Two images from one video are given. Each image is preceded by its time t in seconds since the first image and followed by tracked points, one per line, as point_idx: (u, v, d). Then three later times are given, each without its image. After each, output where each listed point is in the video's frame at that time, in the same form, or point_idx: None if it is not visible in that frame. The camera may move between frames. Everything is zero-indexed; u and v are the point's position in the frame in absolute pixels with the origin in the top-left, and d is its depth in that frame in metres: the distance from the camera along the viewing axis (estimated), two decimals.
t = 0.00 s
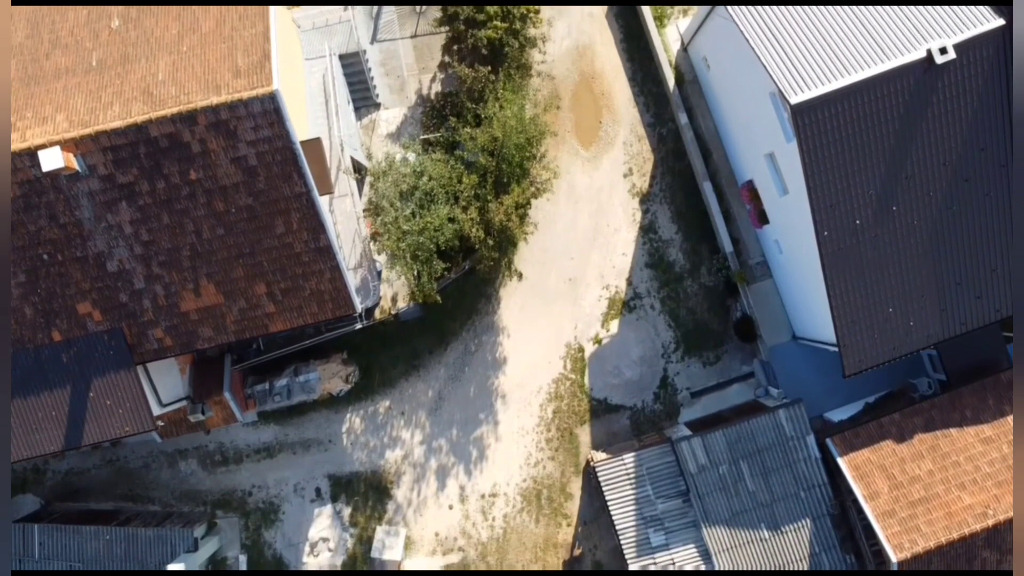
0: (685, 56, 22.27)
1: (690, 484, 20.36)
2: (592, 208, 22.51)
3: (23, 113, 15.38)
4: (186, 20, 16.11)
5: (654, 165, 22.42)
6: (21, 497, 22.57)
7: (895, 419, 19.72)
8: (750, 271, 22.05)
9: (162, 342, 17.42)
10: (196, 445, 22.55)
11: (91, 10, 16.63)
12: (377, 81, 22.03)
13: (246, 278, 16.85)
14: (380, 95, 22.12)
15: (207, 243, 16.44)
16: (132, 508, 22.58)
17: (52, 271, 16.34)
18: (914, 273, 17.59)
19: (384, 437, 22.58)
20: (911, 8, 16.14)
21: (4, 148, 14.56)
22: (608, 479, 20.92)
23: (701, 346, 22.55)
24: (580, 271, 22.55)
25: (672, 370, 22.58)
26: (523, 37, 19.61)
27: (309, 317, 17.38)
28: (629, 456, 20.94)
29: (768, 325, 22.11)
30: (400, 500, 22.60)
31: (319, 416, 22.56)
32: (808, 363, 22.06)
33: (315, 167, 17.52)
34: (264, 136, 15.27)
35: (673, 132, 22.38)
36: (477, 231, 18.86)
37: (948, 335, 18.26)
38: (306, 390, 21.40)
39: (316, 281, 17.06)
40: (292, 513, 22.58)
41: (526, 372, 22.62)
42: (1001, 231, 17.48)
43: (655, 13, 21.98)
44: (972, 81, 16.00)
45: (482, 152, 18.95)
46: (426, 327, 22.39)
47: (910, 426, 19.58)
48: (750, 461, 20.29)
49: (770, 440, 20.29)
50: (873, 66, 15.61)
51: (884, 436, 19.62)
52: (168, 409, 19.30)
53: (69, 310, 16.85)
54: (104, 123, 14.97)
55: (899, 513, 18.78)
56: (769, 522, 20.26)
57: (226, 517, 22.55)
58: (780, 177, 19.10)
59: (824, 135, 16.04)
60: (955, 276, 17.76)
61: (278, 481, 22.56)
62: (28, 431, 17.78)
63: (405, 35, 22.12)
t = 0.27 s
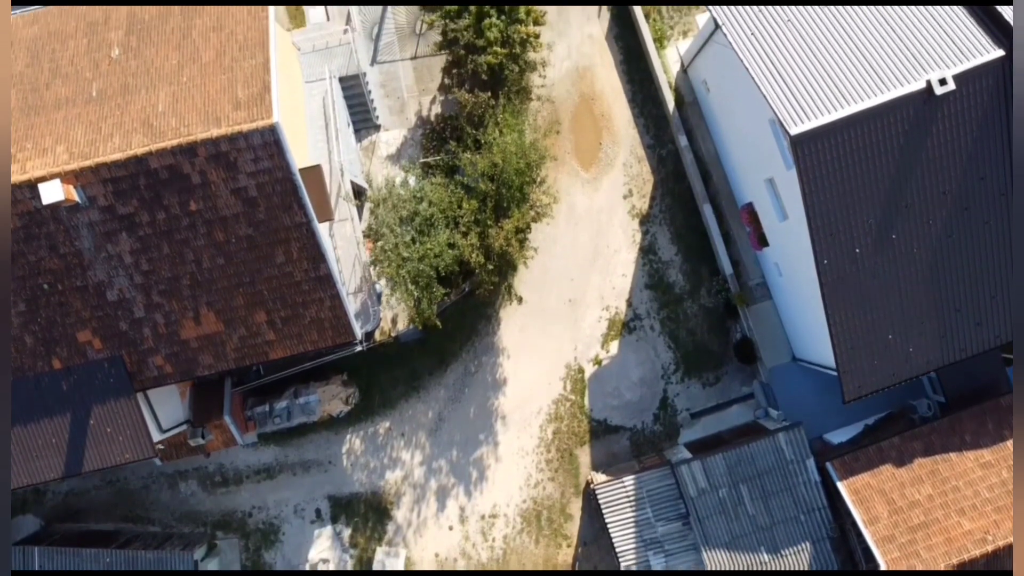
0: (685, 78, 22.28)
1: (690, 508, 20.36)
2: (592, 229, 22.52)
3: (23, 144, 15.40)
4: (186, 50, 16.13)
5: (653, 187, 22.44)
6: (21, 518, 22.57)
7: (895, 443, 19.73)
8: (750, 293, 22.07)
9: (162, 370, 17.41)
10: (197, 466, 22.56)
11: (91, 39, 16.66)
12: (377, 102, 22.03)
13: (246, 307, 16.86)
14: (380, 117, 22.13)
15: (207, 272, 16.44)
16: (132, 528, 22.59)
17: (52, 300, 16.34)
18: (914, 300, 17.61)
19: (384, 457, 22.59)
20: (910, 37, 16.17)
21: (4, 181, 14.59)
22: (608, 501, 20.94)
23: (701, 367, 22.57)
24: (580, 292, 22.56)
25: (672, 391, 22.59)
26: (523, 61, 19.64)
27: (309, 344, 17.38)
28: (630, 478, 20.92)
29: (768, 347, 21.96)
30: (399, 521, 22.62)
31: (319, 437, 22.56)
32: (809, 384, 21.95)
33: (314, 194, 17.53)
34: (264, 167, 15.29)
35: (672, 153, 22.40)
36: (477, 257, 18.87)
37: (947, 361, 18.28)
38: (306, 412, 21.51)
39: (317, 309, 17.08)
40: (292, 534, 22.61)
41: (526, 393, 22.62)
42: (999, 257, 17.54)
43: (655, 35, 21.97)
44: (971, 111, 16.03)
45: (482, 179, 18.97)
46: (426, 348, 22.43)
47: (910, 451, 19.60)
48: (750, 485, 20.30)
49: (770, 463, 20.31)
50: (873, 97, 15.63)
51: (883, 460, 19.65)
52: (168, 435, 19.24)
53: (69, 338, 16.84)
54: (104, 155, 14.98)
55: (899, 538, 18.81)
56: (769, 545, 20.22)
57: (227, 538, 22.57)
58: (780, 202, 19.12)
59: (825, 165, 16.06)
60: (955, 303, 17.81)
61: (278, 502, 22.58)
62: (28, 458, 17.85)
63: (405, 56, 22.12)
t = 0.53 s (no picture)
0: (685, 97, 22.27)
1: (690, 529, 20.39)
2: (592, 248, 22.51)
3: (24, 173, 15.42)
4: (185, 77, 16.15)
5: (653, 206, 22.43)
6: (21, 537, 22.51)
7: (895, 465, 19.74)
8: (749, 312, 22.08)
9: (162, 395, 17.42)
10: (196, 485, 22.53)
11: (92, 65, 16.69)
12: (377, 122, 22.06)
13: (246, 332, 16.86)
14: (380, 136, 22.16)
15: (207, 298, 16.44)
16: (132, 547, 22.61)
17: (52, 327, 16.34)
18: (913, 324, 17.62)
19: (384, 476, 22.60)
20: (910, 64, 16.18)
21: (5, 212, 14.61)
22: (608, 522, 20.94)
23: (701, 386, 22.58)
24: (580, 311, 22.55)
25: (672, 410, 22.60)
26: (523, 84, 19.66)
27: (309, 369, 17.39)
28: (629, 499, 20.92)
29: (767, 367, 22.07)
30: (400, 540, 22.65)
31: (319, 456, 22.57)
32: (808, 404, 22.00)
33: (314, 219, 17.55)
34: (264, 196, 15.29)
35: (672, 173, 22.40)
36: (477, 280, 18.90)
37: (947, 385, 18.28)
38: (306, 432, 21.68)
39: (316, 335, 17.08)
40: (293, 553, 22.64)
41: (526, 412, 22.62)
42: (998, 282, 17.57)
43: (655, 54, 21.97)
44: (971, 138, 16.05)
45: (482, 202, 19.00)
46: (426, 368, 22.44)
47: (910, 472, 19.61)
48: (750, 506, 20.34)
49: (770, 485, 20.33)
50: (873, 124, 15.65)
51: (883, 482, 19.66)
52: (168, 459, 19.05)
53: (69, 364, 16.85)
54: (104, 184, 15.00)
55: (898, 560, 18.85)
56: (768, 565, 20.35)
57: (227, 557, 22.58)
58: (780, 225, 19.12)
59: (825, 193, 16.07)
60: (955, 328, 17.84)
61: (278, 521, 22.60)
62: (29, 483, 17.94)
63: (405, 76, 22.13)
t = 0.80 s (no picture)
0: (685, 115, 22.28)
1: (690, 549, 20.41)
2: (592, 267, 22.52)
3: (24, 199, 15.42)
4: (186, 103, 16.15)
5: (653, 224, 22.45)
6: (20, 555, 22.50)
7: (894, 486, 19.77)
8: (749, 330, 22.05)
9: (162, 418, 17.43)
10: (196, 503, 22.52)
11: (92, 90, 16.70)
12: (377, 140, 22.05)
13: (246, 357, 16.87)
14: (380, 155, 22.14)
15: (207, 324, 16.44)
16: (132, 565, 22.61)
17: (52, 352, 16.34)
18: (913, 348, 17.62)
19: (384, 494, 22.61)
20: (910, 90, 16.20)
21: (5, 240, 14.62)
22: (608, 542, 20.97)
23: (701, 404, 22.59)
24: (580, 330, 22.56)
25: (672, 428, 22.61)
26: (523, 105, 19.68)
27: (309, 392, 17.40)
28: (629, 519, 20.97)
29: (767, 386, 21.89)
30: (400, 557, 22.66)
31: (319, 474, 22.57)
32: (809, 423, 21.81)
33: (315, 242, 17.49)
34: (264, 223, 15.31)
35: (672, 191, 22.41)
36: (477, 302, 18.92)
37: (947, 407, 18.28)
38: (306, 451, 21.76)
39: (317, 359, 17.10)
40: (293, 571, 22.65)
41: (526, 430, 22.63)
42: (997, 306, 17.59)
43: (655, 73, 22.00)
44: (971, 164, 16.07)
45: (482, 224, 19.00)
46: (426, 386, 22.43)
47: (909, 493, 19.64)
48: (750, 526, 20.34)
49: (770, 505, 20.32)
50: (872, 151, 15.67)
51: (883, 503, 19.69)
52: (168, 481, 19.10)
53: (69, 388, 16.85)
54: (105, 212, 15.00)
55: None
56: None
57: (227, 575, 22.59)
58: (780, 247, 19.13)
59: (825, 218, 16.09)
60: (955, 351, 17.85)
61: (279, 539, 22.61)
62: (29, 506, 18.02)
63: (405, 94, 22.11)
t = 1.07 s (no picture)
0: (685, 132, 22.29)
1: (690, 567, 20.44)
2: (592, 283, 22.51)
3: (24, 224, 15.43)
4: (186, 126, 16.16)
5: (653, 241, 22.45)
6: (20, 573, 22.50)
7: (894, 505, 19.78)
8: (749, 347, 22.02)
9: (162, 440, 17.44)
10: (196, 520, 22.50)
11: (93, 113, 16.71)
12: (377, 157, 22.03)
13: (246, 379, 16.87)
14: (380, 172, 22.11)
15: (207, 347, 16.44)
16: None
17: (52, 376, 16.35)
18: (913, 369, 17.61)
19: (384, 511, 22.61)
20: (910, 114, 16.23)
21: (5, 266, 14.63)
22: (608, 559, 21.00)
23: (701, 421, 22.59)
24: (580, 346, 22.56)
25: (672, 445, 22.61)
26: (522, 124, 19.71)
27: (309, 414, 17.41)
28: (629, 537, 21.00)
29: (767, 403, 21.95)
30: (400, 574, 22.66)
31: (319, 491, 22.57)
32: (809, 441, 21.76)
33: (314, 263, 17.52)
34: (265, 247, 15.31)
35: (672, 208, 22.42)
36: (476, 321, 18.94)
37: (947, 428, 18.28)
38: (306, 468, 21.83)
39: (316, 381, 17.10)
40: None
41: (526, 447, 22.62)
42: (997, 327, 17.59)
43: (655, 90, 22.07)
44: (971, 187, 16.08)
45: (482, 243, 19.00)
46: (426, 404, 22.42)
47: (909, 512, 19.65)
48: (750, 545, 20.36)
49: (770, 523, 20.34)
50: (873, 175, 15.68)
51: (883, 522, 19.69)
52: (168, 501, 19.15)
53: (69, 411, 16.86)
54: (105, 237, 15.00)
55: None
56: None
57: None
58: (780, 267, 19.13)
59: (825, 242, 16.08)
60: (955, 373, 17.83)
61: (279, 556, 22.62)
62: (29, 527, 18.06)
63: (405, 111, 22.10)
